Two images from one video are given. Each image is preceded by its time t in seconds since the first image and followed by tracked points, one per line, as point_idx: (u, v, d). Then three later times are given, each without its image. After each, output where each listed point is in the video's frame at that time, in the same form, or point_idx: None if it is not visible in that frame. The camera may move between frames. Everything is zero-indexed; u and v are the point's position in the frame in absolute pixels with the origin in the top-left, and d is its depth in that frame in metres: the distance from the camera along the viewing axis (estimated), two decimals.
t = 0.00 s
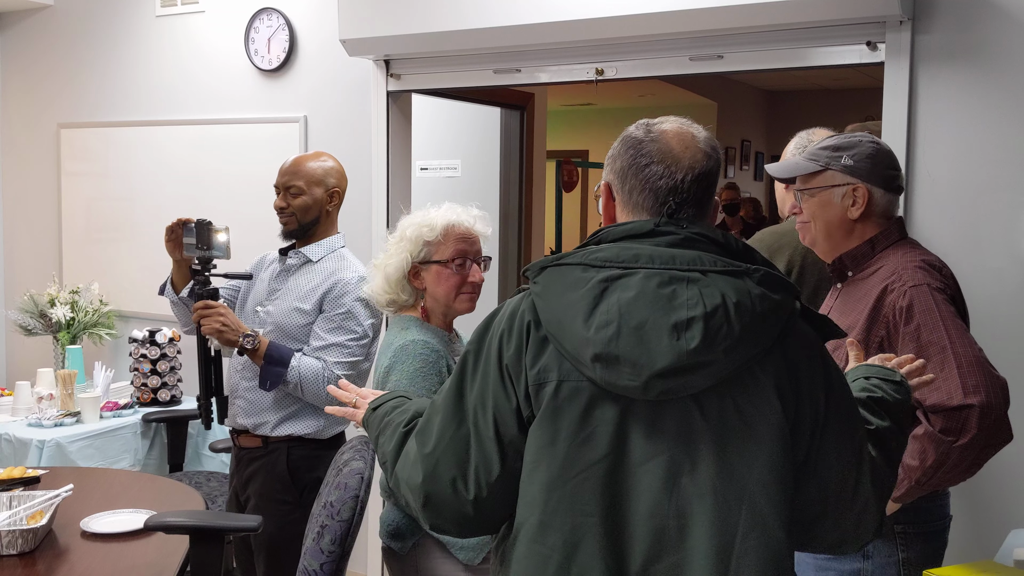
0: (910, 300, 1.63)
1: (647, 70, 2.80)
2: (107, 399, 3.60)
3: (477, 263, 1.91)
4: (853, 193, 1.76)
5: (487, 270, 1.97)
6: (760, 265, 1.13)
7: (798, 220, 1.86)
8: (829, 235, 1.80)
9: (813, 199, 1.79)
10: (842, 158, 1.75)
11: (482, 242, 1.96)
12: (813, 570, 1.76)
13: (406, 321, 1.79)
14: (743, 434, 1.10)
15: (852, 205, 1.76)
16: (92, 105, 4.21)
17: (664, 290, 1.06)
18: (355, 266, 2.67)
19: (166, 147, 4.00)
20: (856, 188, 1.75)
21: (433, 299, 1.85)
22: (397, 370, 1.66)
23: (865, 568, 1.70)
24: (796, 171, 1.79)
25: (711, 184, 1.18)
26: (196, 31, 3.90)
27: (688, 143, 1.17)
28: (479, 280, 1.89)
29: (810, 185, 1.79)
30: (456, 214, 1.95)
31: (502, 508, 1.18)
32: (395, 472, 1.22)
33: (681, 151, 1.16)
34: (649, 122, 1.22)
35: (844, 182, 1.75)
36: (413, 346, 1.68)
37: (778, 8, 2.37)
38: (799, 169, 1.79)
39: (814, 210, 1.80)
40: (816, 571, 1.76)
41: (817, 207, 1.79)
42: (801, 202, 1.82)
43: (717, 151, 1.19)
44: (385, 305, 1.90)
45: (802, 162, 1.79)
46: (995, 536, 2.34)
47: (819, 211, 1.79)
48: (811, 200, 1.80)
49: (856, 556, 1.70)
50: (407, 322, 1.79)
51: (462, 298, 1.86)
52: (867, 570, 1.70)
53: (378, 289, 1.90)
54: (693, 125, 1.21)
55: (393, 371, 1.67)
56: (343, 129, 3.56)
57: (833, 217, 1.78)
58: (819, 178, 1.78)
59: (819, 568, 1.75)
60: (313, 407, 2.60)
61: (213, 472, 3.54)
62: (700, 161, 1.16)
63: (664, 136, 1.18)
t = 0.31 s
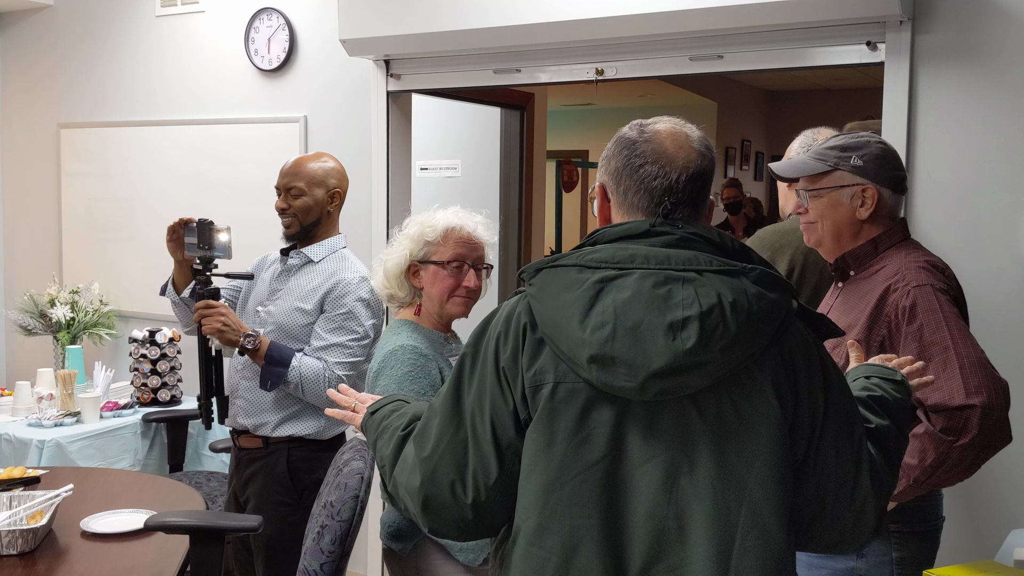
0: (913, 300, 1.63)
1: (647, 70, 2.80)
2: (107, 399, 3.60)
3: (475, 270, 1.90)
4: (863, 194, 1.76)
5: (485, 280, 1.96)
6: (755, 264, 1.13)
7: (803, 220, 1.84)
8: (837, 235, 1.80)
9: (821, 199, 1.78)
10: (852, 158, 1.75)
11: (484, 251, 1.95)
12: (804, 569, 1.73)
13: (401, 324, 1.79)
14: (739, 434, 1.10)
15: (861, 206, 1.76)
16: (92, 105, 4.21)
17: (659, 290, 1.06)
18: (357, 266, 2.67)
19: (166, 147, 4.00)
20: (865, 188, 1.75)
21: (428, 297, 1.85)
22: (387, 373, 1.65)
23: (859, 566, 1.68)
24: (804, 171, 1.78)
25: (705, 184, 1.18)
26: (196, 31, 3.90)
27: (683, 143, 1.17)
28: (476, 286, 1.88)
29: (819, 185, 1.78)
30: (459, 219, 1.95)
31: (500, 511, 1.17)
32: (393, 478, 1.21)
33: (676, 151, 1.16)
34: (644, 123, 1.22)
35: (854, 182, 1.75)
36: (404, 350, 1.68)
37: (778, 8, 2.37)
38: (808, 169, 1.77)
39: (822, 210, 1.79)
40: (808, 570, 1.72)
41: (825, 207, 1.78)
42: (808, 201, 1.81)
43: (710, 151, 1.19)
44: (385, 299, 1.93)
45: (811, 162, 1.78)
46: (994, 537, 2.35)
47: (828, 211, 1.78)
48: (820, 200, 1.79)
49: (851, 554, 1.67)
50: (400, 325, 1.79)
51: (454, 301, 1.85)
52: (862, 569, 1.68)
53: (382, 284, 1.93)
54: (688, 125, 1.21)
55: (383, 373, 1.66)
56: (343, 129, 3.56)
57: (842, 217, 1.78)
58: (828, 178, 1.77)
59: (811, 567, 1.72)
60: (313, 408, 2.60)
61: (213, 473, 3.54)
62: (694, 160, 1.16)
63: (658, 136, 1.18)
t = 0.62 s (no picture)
0: (913, 298, 1.63)
1: (647, 70, 2.80)
2: (107, 399, 3.60)
3: (473, 265, 1.91)
4: (881, 194, 1.77)
5: (485, 274, 1.96)
6: (753, 262, 1.13)
7: (815, 221, 1.82)
8: (852, 235, 1.79)
9: (842, 199, 1.77)
10: (872, 159, 1.75)
11: (482, 246, 1.95)
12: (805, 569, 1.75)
13: (401, 323, 1.79)
14: (738, 433, 1.10)
15: (879, 207, 1.77)
16: (92, 105, 4.21)
17: (657, 288, 1.06)
18: (358, 266, 2.67)
19: (166, 147, 4.00)
20: (885, 188, 1.76)
21: (427, 296, 1.86)
22: (388, 373, 1.65)
23: (860, 566, 1.70)
24: (828, 170, 1.74)
25: (705, 185, 1.18)
26: (195, 31, 3.90)
27: (683, 144, 1.17)
28: (474, 282, 1.88)
29: (841, 184, 1.76)
30: (456, 215, 1.96)
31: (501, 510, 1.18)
32: (393, 479, 1.22)
33: (676, 152, 1.16)
34: (644, 124, 1.22)
35: (875, 182, 1.76)
36: (404, 349, 1.68)
37: (778, 8, 2.37)
38: (835, 168, 1.74)
39: (842, 210, 1.78)
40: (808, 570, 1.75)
41: (846, 207, 1.78)
42: (826, 201, 1.79)
43: (711, 152, 1.19)
44: (384, 300, 1.93)
45: (833, 161, 1.75)
46: (993, 537, 2.35)
47: (847, 212, 1.78)
48: (841, 199, 1.77)
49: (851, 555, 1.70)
50: (400, 324, 1.79)
51: (454, 297, 1.86)
52: (861, 569, 1.70)
53: (379, 285, 1.93)
54: (688, 127, 1.21)
55: (384, 371, 1.67)
56: (343, 129, 3.56)
57: (861, 218, 1.78)
58: (850, 179, 1.76)
59: (811, 567, 1.75)
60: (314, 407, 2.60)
61: (213, 473, 3.54)
62: (695, 161, 1.16)
63: (659, 137, 1.18)
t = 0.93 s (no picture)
0: (915, 298, 1.63)
1: (647, 70, 2.80)
2: (107, 399, 3.60)
3: (472, 263, 1.91)
4: (883, 194, 1.77)
5: (484, 274, 1.97)
6: (754, 264, 1.13)
7: (816, 222, 1.82)
8: (853, 236, 1.79)
9: (844, 199, 1.77)
10: (874, 159, 1.75)
11: (481, 243, 1.96)
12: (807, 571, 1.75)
13: (403, 323, 1.79)
14: (734, 437, 1.10)
15: (880, 207, 1.77)
16: (92, 105, 4.21)
17: (654, 290, 1.06)
18: (358, 266, 2.67)
19: (166, 147, 4.00)
20: (887, 188, 1.76)
21: (429, 297, 1.86)
22: (390, 372, 1.66)
23: (863, 567, 1.69)
24: (829, 170, 1.75)
25: (708, 187, 1.18)
26: (195, 31, 3.90)
27: (686, 147, 1.17)
28: (475, 280, 1.89)
29: (842, 185, 1.76)
30: (454, 212, 1.95)
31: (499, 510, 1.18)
32: (392, 476, 1.22)
33: (680, 156, 1.16)
34: (648, 126, 1.22)
35: (877, 182, 1.76)
36: (407, 349, 1.68)
37: (779, 8, 2.37)
38: (835, 169, 1.74)
39: (844, 210, 1.78)
40: (812, 571, 1.74)
41: (848, 208, 1.78)
42: (828, 201, 1.79)
43: (714, 154, 1.19)
44: (383, 300, 1.92)
45: (834, 162, 1.75)
46: (994, 536, 2.35)
47: (849, 212, 1.78)
48: (843, 200, 1.77)
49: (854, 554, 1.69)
50: (401, 324, 1.79)
51: (456, 296, 1.86)
52: (866, 569, 1.69)
53: (378, 286, 1.92)
54: (691, 129, 1.21)
55: (387, 372, 1.67)
56: (343, 129, 3.56)
57: (862, 218, 1.78)
58: (852, 180, 1.76)
59: (815, 568, 1.74)
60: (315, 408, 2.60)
61: (213, 473, 3.54)
62: (698, 165, 1.16)
63: (662, 140, 1.18)
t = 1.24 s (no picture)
0: (918, 299, 1.63)
1: (647, 70, 2.80)
2: (107, 399, 3.59)
3: (474, 264, 1.91)
4: (884, 195, 1.78)
5: (485, 275, 1.97)
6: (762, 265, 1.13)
7: (818, 223, 1.82)
8: (855, 236, 1.79)
9: (845, 200, 1.78)
10: (874, 159, 1.75)
11: (482, 244, 1.96)
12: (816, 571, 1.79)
13: (404, 323, 1.79)
14: (741, 437, 1.10)
15: (881, 207, 1.78)
16: (92, 105, 4.21)
17: (662, 288, 1.06)
18: (359, 266, 2.68)
19: (166, 147, 4.00)
20: (887, 189, 1.77)
21: (430, 297, 1.85)
22: (391, 373, 1.66)
23: (868, 568, 1.72)
24: (829, 171, 1.75)
25: (717, 189, 1.19)
26: (195, 31, 3.90)
27: (697, 149, 1.18)
28: (476, 281, 1.88)
29: (844, 186, 1.77)
30: (456, 213, 1.95)
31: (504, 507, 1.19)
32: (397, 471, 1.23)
33: (693, 158, 1.17)
34: (657, 127, 1.22)
35: (878, 183, 1.76)
36: (408, 349, 1.68)
37: (778, 8, 2.37)
38: (836, 170, 1.74)
39: (845, 211, 1.78)
40: (820, 571, 1.79)
41: (849, 208, 1.78)
42: (828, 202, 1.79)
43: (722, 158, 1.20)
44: (384, 299, 1.93)
45: (835, 163, 1.75)
46: (993, 536, 2.35)
47: (850, 213, 1.78)
48: (844, 201, 1.78)
49: (859, 556, 1.73)
50: (401, 324, 1.78)
51: (457, 297, 1.86)
52: (871, 570, 1.72)
53: (381, 286, 1.93)
54: (699, 132, 1.22)
55: (388, 372, 1.67)
56: (343, 128, 3.56)
57: (863, 218, 1.78)
58: (854, 180, 1.77)
59: (822, 569, 1.79)
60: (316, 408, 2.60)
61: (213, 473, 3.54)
62: (709, 167, 1.18)
63: (673, 140, 1.18)
